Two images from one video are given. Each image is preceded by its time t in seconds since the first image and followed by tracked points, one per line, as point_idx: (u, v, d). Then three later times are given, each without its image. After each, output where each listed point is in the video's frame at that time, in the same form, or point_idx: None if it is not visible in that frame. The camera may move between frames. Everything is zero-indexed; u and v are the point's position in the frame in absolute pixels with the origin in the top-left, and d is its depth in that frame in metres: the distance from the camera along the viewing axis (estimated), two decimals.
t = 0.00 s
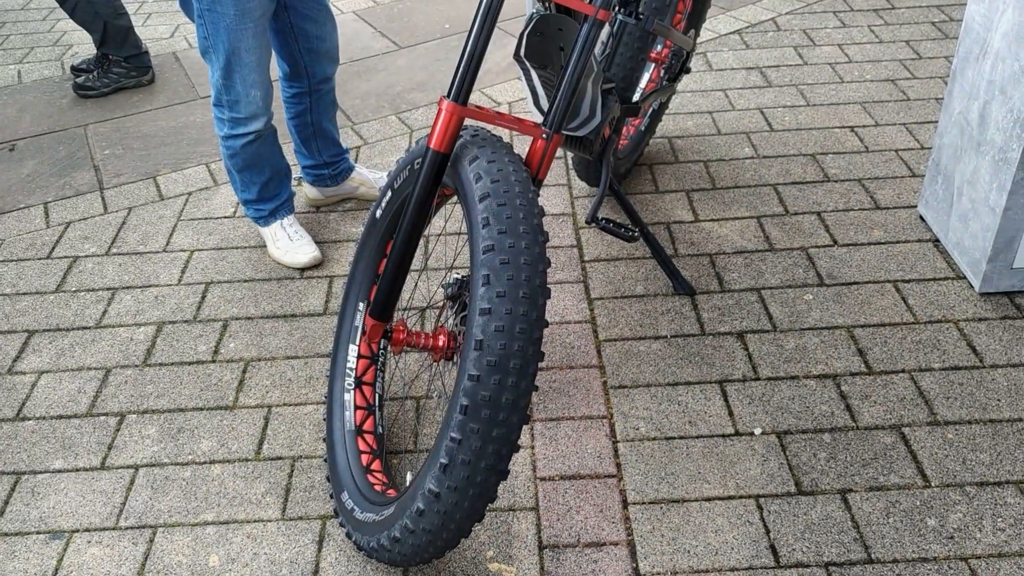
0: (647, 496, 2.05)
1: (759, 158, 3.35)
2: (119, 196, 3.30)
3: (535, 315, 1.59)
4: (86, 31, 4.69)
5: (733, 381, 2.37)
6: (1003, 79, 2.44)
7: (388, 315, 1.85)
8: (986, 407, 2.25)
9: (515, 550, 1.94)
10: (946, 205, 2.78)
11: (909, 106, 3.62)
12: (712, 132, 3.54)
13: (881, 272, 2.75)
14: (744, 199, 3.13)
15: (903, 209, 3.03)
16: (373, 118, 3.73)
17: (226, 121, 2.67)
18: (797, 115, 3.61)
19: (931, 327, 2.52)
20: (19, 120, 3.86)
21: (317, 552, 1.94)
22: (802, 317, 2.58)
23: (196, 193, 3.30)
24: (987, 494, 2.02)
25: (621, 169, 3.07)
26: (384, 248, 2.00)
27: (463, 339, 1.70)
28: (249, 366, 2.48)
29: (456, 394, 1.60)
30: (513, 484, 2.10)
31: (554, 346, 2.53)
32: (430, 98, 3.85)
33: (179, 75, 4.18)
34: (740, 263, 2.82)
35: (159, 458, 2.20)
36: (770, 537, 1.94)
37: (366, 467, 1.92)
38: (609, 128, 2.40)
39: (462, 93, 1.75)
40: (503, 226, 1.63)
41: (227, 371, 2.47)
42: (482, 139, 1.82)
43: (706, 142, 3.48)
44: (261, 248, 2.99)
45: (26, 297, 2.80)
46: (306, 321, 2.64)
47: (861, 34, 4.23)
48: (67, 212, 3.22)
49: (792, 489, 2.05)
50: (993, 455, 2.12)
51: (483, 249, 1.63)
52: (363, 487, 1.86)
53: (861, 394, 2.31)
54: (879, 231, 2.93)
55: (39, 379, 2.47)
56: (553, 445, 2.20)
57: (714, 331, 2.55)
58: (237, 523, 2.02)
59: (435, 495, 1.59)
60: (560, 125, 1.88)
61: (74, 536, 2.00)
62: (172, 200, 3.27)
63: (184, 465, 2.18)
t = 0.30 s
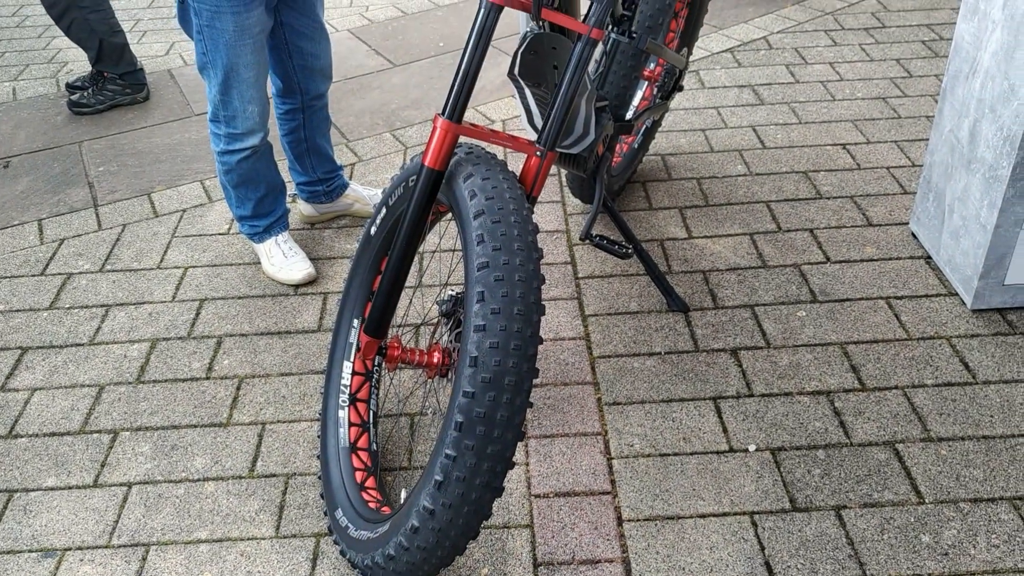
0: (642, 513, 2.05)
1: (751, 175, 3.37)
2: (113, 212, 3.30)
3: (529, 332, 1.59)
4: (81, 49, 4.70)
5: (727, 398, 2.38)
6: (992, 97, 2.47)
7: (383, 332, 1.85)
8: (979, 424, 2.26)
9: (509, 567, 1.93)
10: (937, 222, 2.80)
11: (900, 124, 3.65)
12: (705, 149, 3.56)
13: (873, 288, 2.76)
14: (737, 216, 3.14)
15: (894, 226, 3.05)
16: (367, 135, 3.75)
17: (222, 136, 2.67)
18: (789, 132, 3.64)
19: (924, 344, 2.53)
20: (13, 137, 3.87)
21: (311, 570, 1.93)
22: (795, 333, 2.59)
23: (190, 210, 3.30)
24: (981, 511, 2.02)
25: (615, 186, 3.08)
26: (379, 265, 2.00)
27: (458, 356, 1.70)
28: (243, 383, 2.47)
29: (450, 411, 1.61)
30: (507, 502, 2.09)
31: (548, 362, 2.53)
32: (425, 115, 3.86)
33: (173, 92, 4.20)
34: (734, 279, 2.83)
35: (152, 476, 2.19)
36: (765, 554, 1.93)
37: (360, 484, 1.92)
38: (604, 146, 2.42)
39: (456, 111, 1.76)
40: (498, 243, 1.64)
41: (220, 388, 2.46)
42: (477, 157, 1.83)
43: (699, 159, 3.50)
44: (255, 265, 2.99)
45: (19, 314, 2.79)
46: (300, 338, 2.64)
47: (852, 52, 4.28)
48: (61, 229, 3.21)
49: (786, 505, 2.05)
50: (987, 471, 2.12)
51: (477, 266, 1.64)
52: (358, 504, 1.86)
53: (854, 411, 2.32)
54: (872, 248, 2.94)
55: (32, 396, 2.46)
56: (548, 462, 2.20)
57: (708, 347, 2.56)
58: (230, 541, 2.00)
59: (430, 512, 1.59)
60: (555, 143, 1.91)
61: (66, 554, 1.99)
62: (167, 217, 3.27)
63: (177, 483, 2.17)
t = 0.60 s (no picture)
0: (636, 532, 2.04)
1: (743, 195, 3.39)
2: (106, 232, 3.30)
3: (523, 351, 1.60)
4: (74, 69, 4.71)
5: (721, 417, 2.38)
6: (980, 117, 2.49)
7: (376, 351, 1.85)
8: (971, 442, 2.26)
9: None
10: (928, 241, 2.82)
11: (889, 143, 3.68)
12: (697, 169, 3.59)
13: (865, 306, 2.78)
14: (729, 235, 3.16)
15: (885, 244, 3.07)
16: (360, 155, 3.76)
17: (217, 156, 2.68)
18: (780, 152, 3.67)
19: (915, 362, 2.54)
20: (6, 158, 3.87)
21: None
22: (788, 352, 2.60)
23: (183, 230, 3.30)
24: (974, 529, 2.02)
25: (607, 205, 3.09)
26: (372, 284, 2.00)
27: (452, 375, 1.71)
28: (236, 403, 2.46)
29: (444, 431, 1.60)
30: (501, 522, 2.08)
31: (542, 381, 2.53)
32: (418, 135, 3.88)
33: (167, 112, 4.21)
34: (726, 298, 2.84)
35: (143, 497, 2.18)
36: (759, 573, 1.93)
37: (354, 504, 1.91)
38: (596, 166, 2.43)
39: (450, 131, 1.77)
40: (491, 263, 1.65)
41: (213, 408, 2.45)
42: (470, 177, 1.84)
43: (690, 179, 3.52)
44: (249, 284, 2.99)
45: (11, 334, 2.78)
46: (293, 357, 2.64)
47: (842, 72, 4.32)
48: (53, 249, 3.21)
49: (780, 524, 2.05)
50: (980, 489, 2.13)
51: (471, 285, 1.64)
52: (352, 524, 1.84)
53: (847, 429, 2.32)
54: (863, 266, 2.96)
55: (23, 417, 2.44)
56: (542, 482, 2.19)
57: (701, 366, 2.56)
58: (222, 562, 1.99)
59: (423, 532, 1.58)
60: (547, 163, 1.92)
61: None
62: (159, 236, 3.27)
63: (169, 504, 2.15)
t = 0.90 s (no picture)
0: (630, 552, 2.03)
1: (734, 214, 3.41)
2: (97, 253, 3.29)
3: (516, 372, 1.60)
4: (67, 90, 4.72)
5: (713, 436, 2.38)
6: (968, 138, 2.52)
7: (369, 372, 1.85)
8: (963, 460, 2.27)
9: None
10: (918, 260, 2.84)
11: (879, 163, 3.72)
12: (688, 189, 3.61)
13: (856, 325, 2.79)
14: (721, 254, 3.17)
15: (876, 264, 3.09)
16: (353, 176, 3.77)
17: (209, 177, 2.69)
18: (770, 172, 3.70)
19: (907, 381, 2.55)
20: None
21: None
22: (780, 371, 2.61)
23: (175, 250, 3.30)
24: (967, 548, 2.02)
25: (599, 226, 3.09)
26: (365, 305, 2.00)
27: (444, 396, 1.70)
28: (227, 425, 2.45)
29: (437, 452, 1.60)
30: (494, 543, 2.07)
31: (534, 402, 2.53)
32: (410, 156, 3.90)
33: (160, 134, 4.21)
34: (718, 317, 2.85)
35: (134, 519, 2.16)
36: None
37: (346, 526, 1.90)
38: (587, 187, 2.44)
39: (442, 151, 1.78)
40: (483, 283, 1.66)
41: (205, 430, 2.44)
42: (463, 198, 1.85)
43: (681, 199, 3.54)
44: (241, 305, 2.98)
45: (2, 355, 2.77)
46: (285, 378, 2.63)
47: (831, 93, 4.36)
48: (45, 270, 3.20)
49: (774, 544, 2.05)
50: (972, 508, 2.13)
51: (463, 305, 1.65)
52: (344, 546, 1.83)
53: (840, 448, 2.33)
54: (854, 285, 2.98)
55: (13, 439, 2.43)
56: (535, 502, 2.19)
57: (693, 385, 2.56)
58: None
59: (416, 554, 1.57)
60: (539, 183, 1.94)
61: None
62: (151, 257, 3.27)
63: (160, 526, 2.14)
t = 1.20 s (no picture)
0: (626, 570, 2.03)
1: (728, 231, 3.43)
2: (92, 270, 3.29)
3: (511, 389, 1.60)
4: (62, 108, 4.73)
5: (709, 453, 2.38)
6: (960, 154, 2.54)
7: (364, 390, 1.85)
8: (958, 477, 2.27)
9: None
10: (912, 276, 2.85)
11: (872, 180, 3.74)
12: (682, 206, 3.62)
13: (851, 342, 2.80)
14: (715, 271, 3.18)
15: (870, 280, 3.10)
16: (348, 193, 3.78)
17: (201, 195, 2.70)
18: (764, 189, 3.72)
19: (901, 397, 2.56)
20: None
21: None
22: (775, 388, 2.61)
23: (170, 268, 3.30)
24: (964, 564, 2.02)
25: (594, 243, 3.10)
26: (360, 321, 2.00)
27: (440, 413, 1.70)
28: (222, 443, 2.44)
29: (433, 470, 1.60)
30: (490, 561, 2.07)
31: (530, 419, 2.52)
32: (405, 173, 3.91)
33: (155, 151, 4.22)
34: (713, 334, 2.86)
35: (128, 538, 2.15)
36: None
37: (341, 544, 1.89)
38: (581, 204, 2.45)
39: (437, 169, 1.79)
40: (479, 300, 1.66)
41: (199, 448, 2.43)
42: (458, 215, 1.85)
43: (676, 216, 3.55)
44: (236, 322, 2.98)
45: None
46: (280, 395, 2.62)
47: (824, 110, 4.40)
48: (39, 287, 3.20)
49: (770, 561, 2.04)
50: (968, 524, 2.13)
51: (459, 322, 1.65)
52: (339, 565, 1.82)
53: (835, 465, 2.33)
54: (848, 301, 2.99)
55: (6, 458, 2.41)
56: (531, 520, 2.18)
57: (689, 402, 2.57)
58: None
59: (412, 572, 1.56)
60: (534, 201, 1.95)
61: None
62: (146, 274, 3.27)
63: (154, 545, 2.12)
